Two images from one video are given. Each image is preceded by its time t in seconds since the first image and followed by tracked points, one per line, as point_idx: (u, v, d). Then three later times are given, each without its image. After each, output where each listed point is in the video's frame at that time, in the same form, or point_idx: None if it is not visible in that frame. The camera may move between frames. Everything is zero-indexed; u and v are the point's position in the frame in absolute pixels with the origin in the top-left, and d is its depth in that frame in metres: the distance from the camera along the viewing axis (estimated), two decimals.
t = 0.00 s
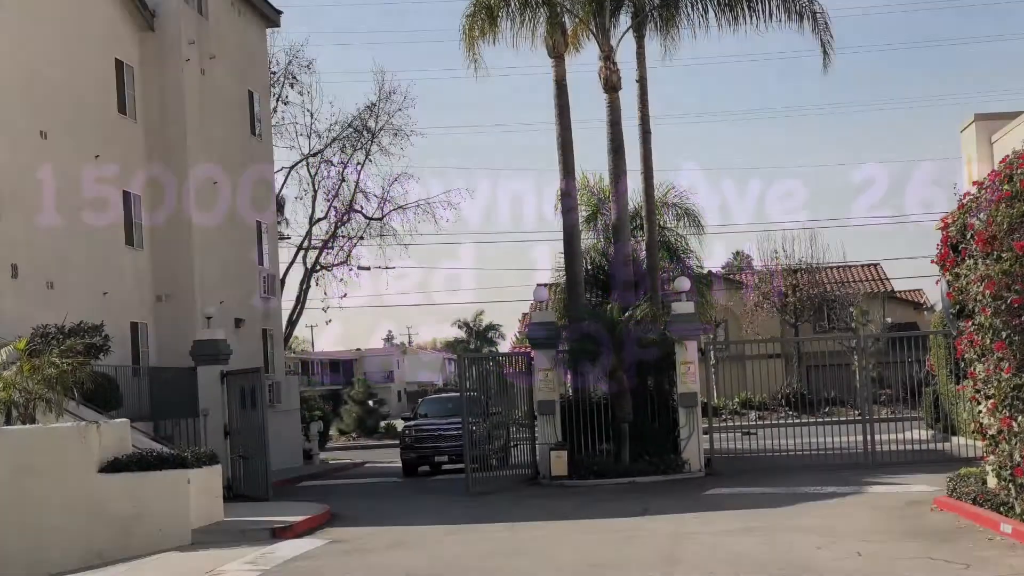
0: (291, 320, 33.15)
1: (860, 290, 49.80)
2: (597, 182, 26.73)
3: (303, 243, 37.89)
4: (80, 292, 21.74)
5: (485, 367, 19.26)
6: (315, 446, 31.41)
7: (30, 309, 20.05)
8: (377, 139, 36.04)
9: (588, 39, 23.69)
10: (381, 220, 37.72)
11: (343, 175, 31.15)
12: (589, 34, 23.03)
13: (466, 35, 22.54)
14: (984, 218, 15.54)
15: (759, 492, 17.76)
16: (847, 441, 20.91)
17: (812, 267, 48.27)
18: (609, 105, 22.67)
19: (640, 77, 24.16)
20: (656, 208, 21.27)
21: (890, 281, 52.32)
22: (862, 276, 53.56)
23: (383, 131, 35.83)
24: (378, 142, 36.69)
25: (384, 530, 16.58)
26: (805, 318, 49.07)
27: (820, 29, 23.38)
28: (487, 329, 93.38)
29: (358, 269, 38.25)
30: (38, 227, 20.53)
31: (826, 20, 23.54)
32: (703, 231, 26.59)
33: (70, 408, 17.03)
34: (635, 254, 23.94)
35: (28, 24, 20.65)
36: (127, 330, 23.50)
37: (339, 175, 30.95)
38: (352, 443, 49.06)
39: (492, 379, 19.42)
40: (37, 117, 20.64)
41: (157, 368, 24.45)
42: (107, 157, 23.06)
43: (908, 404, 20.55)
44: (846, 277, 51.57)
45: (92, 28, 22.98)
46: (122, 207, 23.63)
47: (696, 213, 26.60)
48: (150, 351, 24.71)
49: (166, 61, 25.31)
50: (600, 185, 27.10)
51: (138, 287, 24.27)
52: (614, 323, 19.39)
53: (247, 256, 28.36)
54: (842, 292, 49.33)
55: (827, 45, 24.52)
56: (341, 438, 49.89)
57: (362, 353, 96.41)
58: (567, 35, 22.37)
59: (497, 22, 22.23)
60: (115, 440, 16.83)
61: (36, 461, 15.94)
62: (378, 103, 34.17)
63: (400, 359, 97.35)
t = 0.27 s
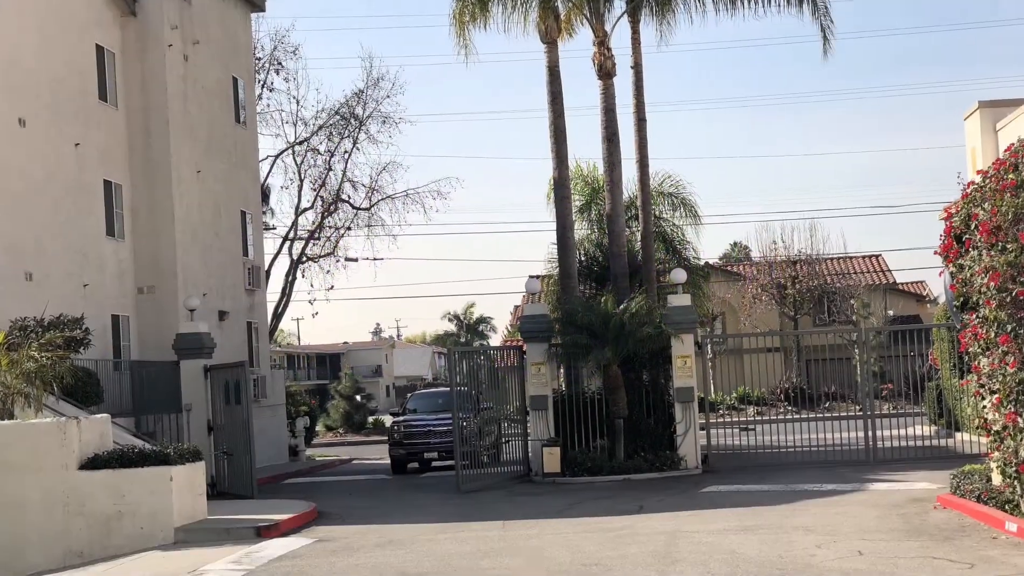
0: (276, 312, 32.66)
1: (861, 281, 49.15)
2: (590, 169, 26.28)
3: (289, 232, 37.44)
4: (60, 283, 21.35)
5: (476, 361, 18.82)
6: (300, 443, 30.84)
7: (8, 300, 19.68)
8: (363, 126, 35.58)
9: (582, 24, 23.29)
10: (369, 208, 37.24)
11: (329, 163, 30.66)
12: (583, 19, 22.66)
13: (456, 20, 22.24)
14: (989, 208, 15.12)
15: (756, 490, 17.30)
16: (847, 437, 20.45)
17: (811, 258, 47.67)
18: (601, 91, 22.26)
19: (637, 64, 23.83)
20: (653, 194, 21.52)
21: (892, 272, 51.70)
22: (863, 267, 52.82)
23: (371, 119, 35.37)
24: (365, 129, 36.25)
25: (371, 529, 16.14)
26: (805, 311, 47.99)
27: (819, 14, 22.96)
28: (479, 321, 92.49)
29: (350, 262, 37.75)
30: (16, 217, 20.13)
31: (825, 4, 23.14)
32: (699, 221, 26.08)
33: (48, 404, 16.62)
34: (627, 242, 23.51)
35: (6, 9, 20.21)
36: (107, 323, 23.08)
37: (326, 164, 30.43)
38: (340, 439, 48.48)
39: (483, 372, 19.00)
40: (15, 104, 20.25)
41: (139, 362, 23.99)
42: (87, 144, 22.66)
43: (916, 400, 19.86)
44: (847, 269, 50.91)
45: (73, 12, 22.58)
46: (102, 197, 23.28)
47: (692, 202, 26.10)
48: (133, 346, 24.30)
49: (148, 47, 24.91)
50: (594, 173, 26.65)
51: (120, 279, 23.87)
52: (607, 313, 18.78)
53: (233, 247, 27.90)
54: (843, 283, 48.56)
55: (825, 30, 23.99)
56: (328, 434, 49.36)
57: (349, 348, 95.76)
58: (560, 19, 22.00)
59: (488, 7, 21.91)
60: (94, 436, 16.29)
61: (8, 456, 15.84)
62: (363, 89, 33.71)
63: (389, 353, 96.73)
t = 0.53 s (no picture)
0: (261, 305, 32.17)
1: (863, 272, 48.53)
2: (584, 158, 25.88)
3: (276, 222, 36.96)
4: (41, 276, 20.98)
5: (466, 356, 18.37)
6: (286, 439, 30.44)
7: None
8: (351, 113, 35.13)
9: (575, 10, 22.91)
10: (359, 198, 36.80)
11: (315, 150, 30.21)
12: (575, 5, 22.30)
13: (445, 5, 21.92)
14: (993, 198, 14.73)
15: (754, 487, 16.88)
16: (847, 433, 20.04)
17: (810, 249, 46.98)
18: (594, 76, 21.82)
19: (632, 49, 23.46)
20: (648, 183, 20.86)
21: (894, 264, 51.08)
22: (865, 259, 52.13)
23: (359, 107, 34.90)
24: (353, 117, 35.81)
25: (360, 528, 15.73)
26: (805, 303, 47.35)
27: None
28: (468, 314, 91.67)
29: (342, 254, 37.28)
30: None
31: None
32: (696, 212, 25.65)
33: (27, 399, 16.10)
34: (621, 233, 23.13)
35: None
36: (88, 316, 22.68)
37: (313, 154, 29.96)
38: (327, 434, 47.89)
39: (474, 367, 18.56)
40: None
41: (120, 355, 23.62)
42: (67, 132, 22.27)
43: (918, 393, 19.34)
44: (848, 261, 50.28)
45: None
46: (84, 187, 22.91)
47: (688, 192, 25.69)
48: (114, 339, 23.90)
49: (130, 34, 24.52)
50: (589, 162, 26.18)
51: (101, 271, 23.48)
52: (601, 307, 18.39)
53: (217, 238, 27.47)
54: (844, 275, 47.86)
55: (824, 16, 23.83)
56: (315, 430, 48.83)
57: (336, 342, 94.29)
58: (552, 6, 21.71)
59: None
60: (75, 433, 15.97)
61: None
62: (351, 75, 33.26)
63: (377, 347, 95.87)
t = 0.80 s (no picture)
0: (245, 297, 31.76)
1: (864, 265, 47.96)
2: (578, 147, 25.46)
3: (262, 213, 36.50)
4: (20, 268, 20.55)
5: (457, 350, 17.96)
6: (272, 435, 30.05)
7: None
8: (339, 101, 34.65)
9: None
10: (347, 188, 36.36)
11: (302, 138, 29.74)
12: None
13: None
14: (998, 188, 14.32)
15: (752, 484, 16.47)
16: (849, 429, 19.63)
17: (809, 241, 46.38)
18: (589, 63, 21.42)
19: (626, 33, 23.07)
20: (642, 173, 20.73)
21: (896, 256, 50.52)
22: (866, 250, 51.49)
23: (347, 95, 34.45)
24: (340, 105, 35.35)
25: (348, 526, 15.33)
26: (804, 295, 46.48)
27: None
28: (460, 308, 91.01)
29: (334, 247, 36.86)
30: None
31: None
32: (692, 202, 25.27)
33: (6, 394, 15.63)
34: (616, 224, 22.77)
35: None
36: (68, 310, 22.28)
37: (300, 143, 29.52)
38: (315, 430, 47.40)
39: (465, 361, 18.15)
40: None
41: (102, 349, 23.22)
42: (47, 120, 21.91)
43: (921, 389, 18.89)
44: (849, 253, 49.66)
45: None
46: (64, 176, 22.53)
47: (684, 182, 25.28)
48: (96, 333, 23.50)
49: (112, 20, 24.13)
50: (582, 151, 25.74)
51: (82, 263, 23.09)
52: (596, 300, 17.98)
53: (202, 228, 27.02)
54: (844, 267, 47.24)
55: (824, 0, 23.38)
56: (302, 425, 48.33)
57: (325, 337, 93.37)
58: None
59: None
60: (56, 429, 15.57)
61: None
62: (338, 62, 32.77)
63: (365, 339, 95.06)
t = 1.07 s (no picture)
0: (230, 290, 31.39)
1: (866, 257, 47.35)
2: (570, 136, 25.11)
3: (248, 204, 35.98)
4: None
5: (448, 344, 17.67)
6: (257, 432, 29.67)
7: None
8: (326, 89, 34.22)
9: None
10: (334, 178, 35.92)
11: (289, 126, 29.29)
12: None
13: None
14: (1002, 177, 13.94)
15: (750, 482, 16.08)
16: (850, 426, 19.26)
17: (809, 233, 45.86)
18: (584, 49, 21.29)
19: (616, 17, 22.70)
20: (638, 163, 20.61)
21: (899, 248, 49.93)
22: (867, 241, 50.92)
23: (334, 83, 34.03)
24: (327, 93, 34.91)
25: (336, 524, 14.96)
26: (803, 288, 46.18)
27: None
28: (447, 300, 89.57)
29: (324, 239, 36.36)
30: None
31: None
32: (688, 192, 24.89)
33: None
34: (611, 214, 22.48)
35: None
36: (49, 303, 21.91)
37: (286, 131, 29.06)
38: (302, 426, 46.90)
39: (455, 356, 17.83)
40: None
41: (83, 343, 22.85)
42: (27, 108, 21.56)
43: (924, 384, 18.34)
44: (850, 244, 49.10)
45: None
46: (45, 166, 22.17)
47: (681, 171, 24.91)
48: (77, 327, 23.12)
49: (94, 7, 23.76)
50: (575, 141, 25.28)
51: (63, 255, 22.74)
52: (591, 293, 17.63)
53: (186, 220, 26.64)
54: (845, 259, 46.67)
55: None
56: (289, 421, 47.83)
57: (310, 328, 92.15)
58: None
59: None
60: (36, 426, 15.19)
61: None
62: (326, 49, 32.34)
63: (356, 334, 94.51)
